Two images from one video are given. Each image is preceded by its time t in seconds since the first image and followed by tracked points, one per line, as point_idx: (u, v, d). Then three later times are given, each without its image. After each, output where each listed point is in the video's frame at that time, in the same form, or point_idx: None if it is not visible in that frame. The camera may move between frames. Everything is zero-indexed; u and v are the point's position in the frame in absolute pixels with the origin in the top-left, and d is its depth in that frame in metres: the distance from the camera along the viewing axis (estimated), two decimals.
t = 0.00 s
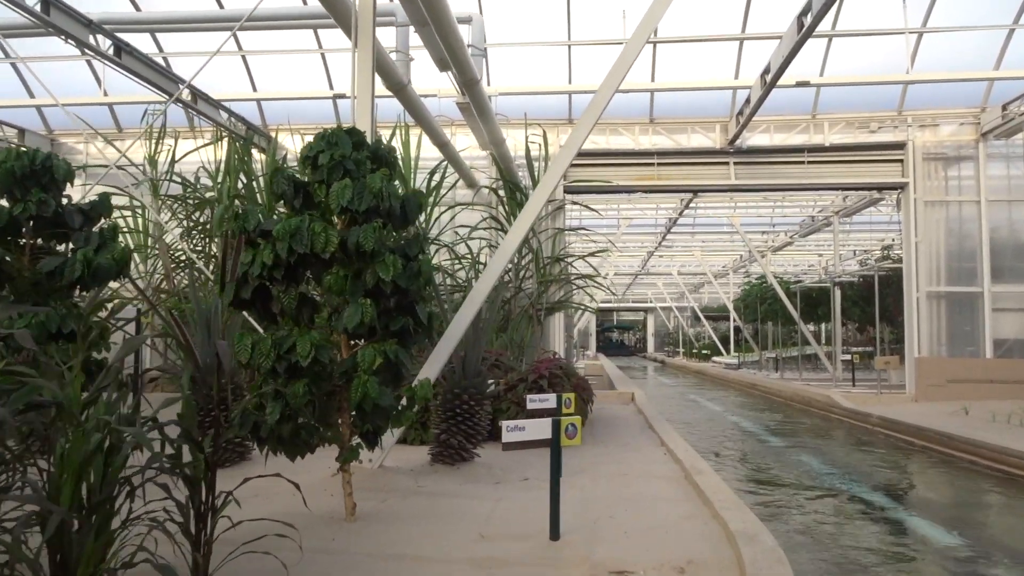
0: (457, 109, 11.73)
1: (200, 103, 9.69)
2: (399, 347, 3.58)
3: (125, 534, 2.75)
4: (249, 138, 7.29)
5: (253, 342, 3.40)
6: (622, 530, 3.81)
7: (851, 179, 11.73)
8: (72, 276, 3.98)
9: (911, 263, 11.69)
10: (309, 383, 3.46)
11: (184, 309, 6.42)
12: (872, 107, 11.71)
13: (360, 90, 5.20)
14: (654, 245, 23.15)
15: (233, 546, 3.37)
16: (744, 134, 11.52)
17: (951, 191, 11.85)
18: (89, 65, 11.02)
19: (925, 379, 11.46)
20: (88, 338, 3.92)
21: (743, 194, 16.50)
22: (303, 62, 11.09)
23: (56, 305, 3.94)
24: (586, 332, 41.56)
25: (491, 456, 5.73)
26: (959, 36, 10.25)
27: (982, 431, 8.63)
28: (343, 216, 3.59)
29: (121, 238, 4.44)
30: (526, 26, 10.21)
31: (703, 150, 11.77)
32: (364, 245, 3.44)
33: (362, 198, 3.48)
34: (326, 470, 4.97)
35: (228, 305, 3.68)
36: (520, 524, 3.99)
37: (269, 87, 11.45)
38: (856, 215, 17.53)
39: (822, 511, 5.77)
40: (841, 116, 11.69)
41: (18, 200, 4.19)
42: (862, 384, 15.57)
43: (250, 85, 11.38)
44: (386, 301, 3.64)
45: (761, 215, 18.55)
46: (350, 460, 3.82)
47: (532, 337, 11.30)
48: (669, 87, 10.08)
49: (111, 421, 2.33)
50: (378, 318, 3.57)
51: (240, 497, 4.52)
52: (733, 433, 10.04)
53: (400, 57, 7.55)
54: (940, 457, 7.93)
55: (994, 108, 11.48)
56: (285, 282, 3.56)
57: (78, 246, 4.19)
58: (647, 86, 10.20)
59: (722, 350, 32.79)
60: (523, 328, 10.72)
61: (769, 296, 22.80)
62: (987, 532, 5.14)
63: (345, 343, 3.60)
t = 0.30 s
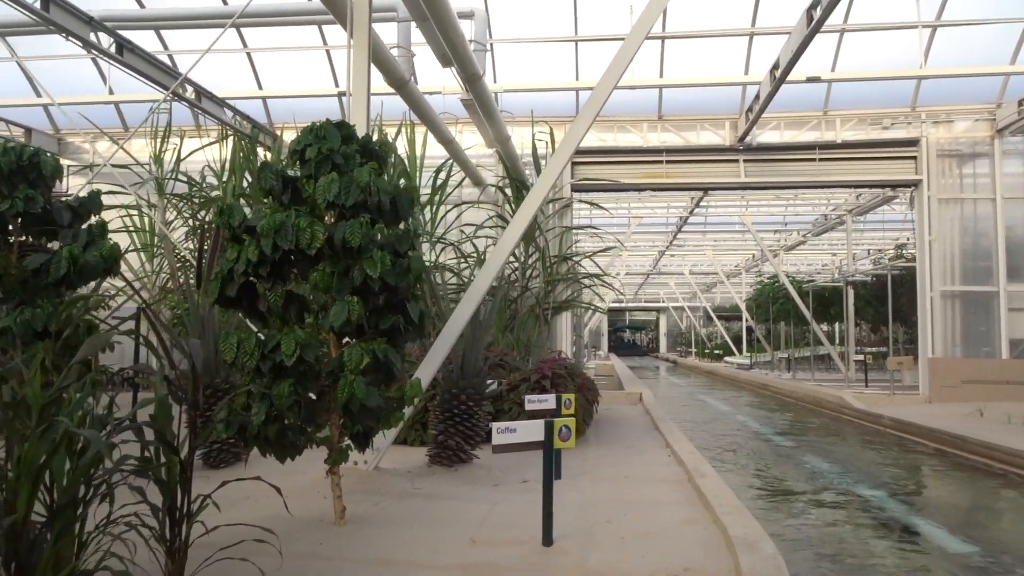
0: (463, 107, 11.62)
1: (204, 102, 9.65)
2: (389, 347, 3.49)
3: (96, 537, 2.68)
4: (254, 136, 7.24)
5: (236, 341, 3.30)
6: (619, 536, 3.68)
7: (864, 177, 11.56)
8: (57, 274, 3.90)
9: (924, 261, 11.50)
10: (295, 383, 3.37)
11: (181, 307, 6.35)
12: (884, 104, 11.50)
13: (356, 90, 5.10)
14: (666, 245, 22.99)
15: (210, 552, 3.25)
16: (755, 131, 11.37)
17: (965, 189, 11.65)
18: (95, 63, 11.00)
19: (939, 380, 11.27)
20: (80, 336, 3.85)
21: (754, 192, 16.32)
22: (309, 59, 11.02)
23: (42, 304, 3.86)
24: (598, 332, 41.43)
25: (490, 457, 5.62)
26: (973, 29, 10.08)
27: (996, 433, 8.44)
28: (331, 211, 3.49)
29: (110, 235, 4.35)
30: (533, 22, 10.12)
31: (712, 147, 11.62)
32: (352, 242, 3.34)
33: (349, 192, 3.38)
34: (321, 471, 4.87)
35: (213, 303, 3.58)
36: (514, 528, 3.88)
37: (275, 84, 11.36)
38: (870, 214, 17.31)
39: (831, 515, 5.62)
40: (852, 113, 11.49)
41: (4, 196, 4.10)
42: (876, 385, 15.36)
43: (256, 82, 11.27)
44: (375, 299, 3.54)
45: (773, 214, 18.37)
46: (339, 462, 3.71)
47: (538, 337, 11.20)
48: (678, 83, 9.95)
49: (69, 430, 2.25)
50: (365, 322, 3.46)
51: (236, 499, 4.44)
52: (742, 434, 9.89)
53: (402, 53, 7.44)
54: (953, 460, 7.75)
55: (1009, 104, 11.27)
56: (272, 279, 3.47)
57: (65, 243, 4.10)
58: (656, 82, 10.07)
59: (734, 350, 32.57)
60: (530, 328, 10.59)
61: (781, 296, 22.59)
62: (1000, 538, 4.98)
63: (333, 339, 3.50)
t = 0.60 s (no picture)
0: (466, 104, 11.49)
1: (206, 100, 9.60)
2: (374, 345, 3.39)
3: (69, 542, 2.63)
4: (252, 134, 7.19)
5: (215, 340, 3.20)
6: (613, 541, 3.56)
7: (873, 173, 11.39)
8: (39, 271, 3.82)
9: (935, 259, 11.31)
10: (276, 383, 3.27)
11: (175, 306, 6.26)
12: (892, 99, 11.34)
13: (348, 85, 4.99)
14: (674, 243, 22.83)
15: (184, 558, 3.14)
16: (762, 127, 11.20)
17: (978, 186, 11.45)
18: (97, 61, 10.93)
19: (950, 380, 11.08)
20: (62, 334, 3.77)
21: (763, 190, 16.15)
22: (312, 55, 10.92)
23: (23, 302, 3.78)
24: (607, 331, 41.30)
25: (487, 459, 5.51)
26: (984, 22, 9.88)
27: (1008, 434, 8.26)
28: (314, 206, 3.39)
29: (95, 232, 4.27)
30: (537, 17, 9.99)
31: (718, 144, 11.45)
32: (335, 237, 3.24)
33: (332, 186, 3.28)
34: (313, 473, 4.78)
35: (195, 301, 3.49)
36: (505, 533, 3.77)
37: (277, 81, 11.22)
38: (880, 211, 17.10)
39: (836, 519, 5.48)
40: (862, 109, 11.33)
41: None
42: (886, 384, 15.18)
43: (258, 79, 11.17)
44: (360, 297, 3.44)
45: (782, 212, 18.18)
46: (325, 465, 3.61)
47: (543, 336, 11.10)
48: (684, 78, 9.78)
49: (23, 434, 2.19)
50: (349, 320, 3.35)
51: (226, 501, 4.35)
52: (751, 435, 9.74)
53: (401, 47, 7.33)
54: (964, 462, 7.58)
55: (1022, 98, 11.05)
56: (253, 276, 3.38)
57: (49, 241, 4.02)
58: (661, 77, 9.91)
59: (744, 350, 32.37)
60: (534, 327, 10.51)
61: (791, 295, 22.39)
62: (1012, 545, 4.82)
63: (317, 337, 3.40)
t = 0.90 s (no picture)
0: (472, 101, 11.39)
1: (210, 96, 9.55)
2: (363, 344, 3.29)
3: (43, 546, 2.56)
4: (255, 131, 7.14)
5: (198, 338, 3.11)
6: (609, 547, 3.45)
7: (885, 170, 11.21)
8: (23, 267, 3.73)
9: (949, 256, 11.12)
10: (262, 383, 3.17)
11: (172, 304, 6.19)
12: (908, 95, 11.11)
13: (342, 79, 4.90)
14: (685, 241, 22.65)
15: (162, 564, 3.04)
16: (772, 123, 11.03)
17: (992, 182, 11.23)
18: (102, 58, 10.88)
19: (964, 380, 10.88)
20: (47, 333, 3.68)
21: (774, 187, 15.96)
22: (317, 52, 10.85)
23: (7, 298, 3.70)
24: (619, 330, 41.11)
25: (486, 460, 5.40)
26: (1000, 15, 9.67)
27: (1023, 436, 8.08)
28: (302, 200, 3.29)
29: (84, 228, 4.19)
30: (543, 12, 9.87)
31: (728, 140, 11.29)
32: (321, 232, 3.13)
33: (319, 180, 3.18)
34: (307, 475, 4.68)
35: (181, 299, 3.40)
36: (499, 538, 3.66)
37: (282, 78, 11.15)
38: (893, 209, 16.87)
39: (846, 524, 5.32)
40: (873, 104, 11.15)
41: None
42: (899, 384, 14.99)
43: (264, 76, 11.10)
44: (348, 295, 3.34)
45: (794, 209, 17.98)
46: (314, 467, 3.51)
47: (550, 335, 11.00)
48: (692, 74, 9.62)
49: None
50: (336, 318, 3.25)
51: (217, 503, 4.26)
52: (760, 436, 9.60)
53: (403, 42, 7.22)
54: (978, 464, 7.42)
55: None
56: (239, 272, 3.28)
57: (36, 236, 3.94)
58: (669, 73, 9.76)
59: (756, 349, 32.14)
60: (540, 326, 10.42)
61: (803, 293, 22.17)
62: None
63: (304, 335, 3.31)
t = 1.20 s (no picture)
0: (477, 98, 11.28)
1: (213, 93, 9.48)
2: (348, 345, 3.18)
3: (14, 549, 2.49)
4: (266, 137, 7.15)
5: (176, 338, 3.01)
6: (602, 555, 3.33)
7: (897, 168, 11.01)
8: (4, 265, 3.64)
9: (962, 256, 10.92)
10: (242, 384, 3.06)
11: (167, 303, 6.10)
12: (920, 92, 10.94)
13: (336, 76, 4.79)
14: (696, 241, 22.47)
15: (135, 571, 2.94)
16: (781, 120, 10.86)
17: (1007, 182, 10.97)
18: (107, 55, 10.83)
19: (977, 383, 10.68)
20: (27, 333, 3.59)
21: (785, 186, 15.78)
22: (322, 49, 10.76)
23: None
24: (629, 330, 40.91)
25: (483, 462, 5.28)
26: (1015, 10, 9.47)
27: None
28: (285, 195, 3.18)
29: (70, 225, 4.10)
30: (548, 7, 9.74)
31: (736, 138, 11.13)
32: (303, 229, 3.02)
33: (301, 174, 3.08)
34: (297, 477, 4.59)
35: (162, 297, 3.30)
36: (489, 545, 3.55)
37: (287, 75, 11.06)
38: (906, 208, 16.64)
39: (853, 530, 5.17)
40: (885, 102, 10.97)
41: None
42: (910, 386, 14.79)
43: (268, 73, 11.02)
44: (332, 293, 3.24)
45: (805, 209, 17.77)
46: (299, 470, 3.41)
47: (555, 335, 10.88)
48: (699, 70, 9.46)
49: None
50: (320, 318, 3.14)
51: (205, 505, 4.17)
52: (768, 439, 9.44)
53: (404, 38, 7.11)
54: (991, 469, 7.24)
55: None
56: (220, 270, 3.18)
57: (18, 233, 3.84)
58: (676, 69, 9.61)
59: (768, 350, 31.89)
60: (546, 326, 10.33)
61: (814, 293, 21.94)
62: None
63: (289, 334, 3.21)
